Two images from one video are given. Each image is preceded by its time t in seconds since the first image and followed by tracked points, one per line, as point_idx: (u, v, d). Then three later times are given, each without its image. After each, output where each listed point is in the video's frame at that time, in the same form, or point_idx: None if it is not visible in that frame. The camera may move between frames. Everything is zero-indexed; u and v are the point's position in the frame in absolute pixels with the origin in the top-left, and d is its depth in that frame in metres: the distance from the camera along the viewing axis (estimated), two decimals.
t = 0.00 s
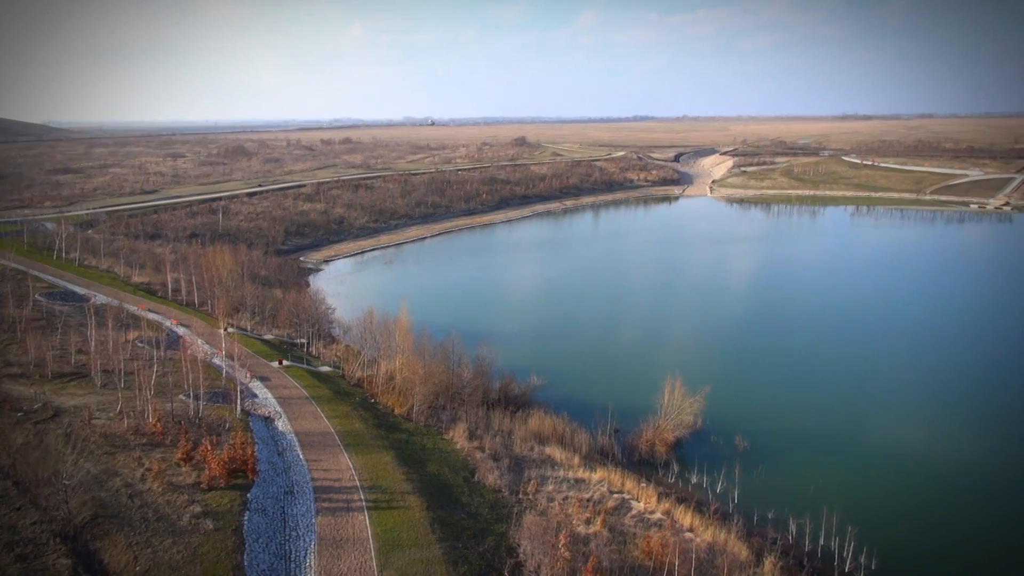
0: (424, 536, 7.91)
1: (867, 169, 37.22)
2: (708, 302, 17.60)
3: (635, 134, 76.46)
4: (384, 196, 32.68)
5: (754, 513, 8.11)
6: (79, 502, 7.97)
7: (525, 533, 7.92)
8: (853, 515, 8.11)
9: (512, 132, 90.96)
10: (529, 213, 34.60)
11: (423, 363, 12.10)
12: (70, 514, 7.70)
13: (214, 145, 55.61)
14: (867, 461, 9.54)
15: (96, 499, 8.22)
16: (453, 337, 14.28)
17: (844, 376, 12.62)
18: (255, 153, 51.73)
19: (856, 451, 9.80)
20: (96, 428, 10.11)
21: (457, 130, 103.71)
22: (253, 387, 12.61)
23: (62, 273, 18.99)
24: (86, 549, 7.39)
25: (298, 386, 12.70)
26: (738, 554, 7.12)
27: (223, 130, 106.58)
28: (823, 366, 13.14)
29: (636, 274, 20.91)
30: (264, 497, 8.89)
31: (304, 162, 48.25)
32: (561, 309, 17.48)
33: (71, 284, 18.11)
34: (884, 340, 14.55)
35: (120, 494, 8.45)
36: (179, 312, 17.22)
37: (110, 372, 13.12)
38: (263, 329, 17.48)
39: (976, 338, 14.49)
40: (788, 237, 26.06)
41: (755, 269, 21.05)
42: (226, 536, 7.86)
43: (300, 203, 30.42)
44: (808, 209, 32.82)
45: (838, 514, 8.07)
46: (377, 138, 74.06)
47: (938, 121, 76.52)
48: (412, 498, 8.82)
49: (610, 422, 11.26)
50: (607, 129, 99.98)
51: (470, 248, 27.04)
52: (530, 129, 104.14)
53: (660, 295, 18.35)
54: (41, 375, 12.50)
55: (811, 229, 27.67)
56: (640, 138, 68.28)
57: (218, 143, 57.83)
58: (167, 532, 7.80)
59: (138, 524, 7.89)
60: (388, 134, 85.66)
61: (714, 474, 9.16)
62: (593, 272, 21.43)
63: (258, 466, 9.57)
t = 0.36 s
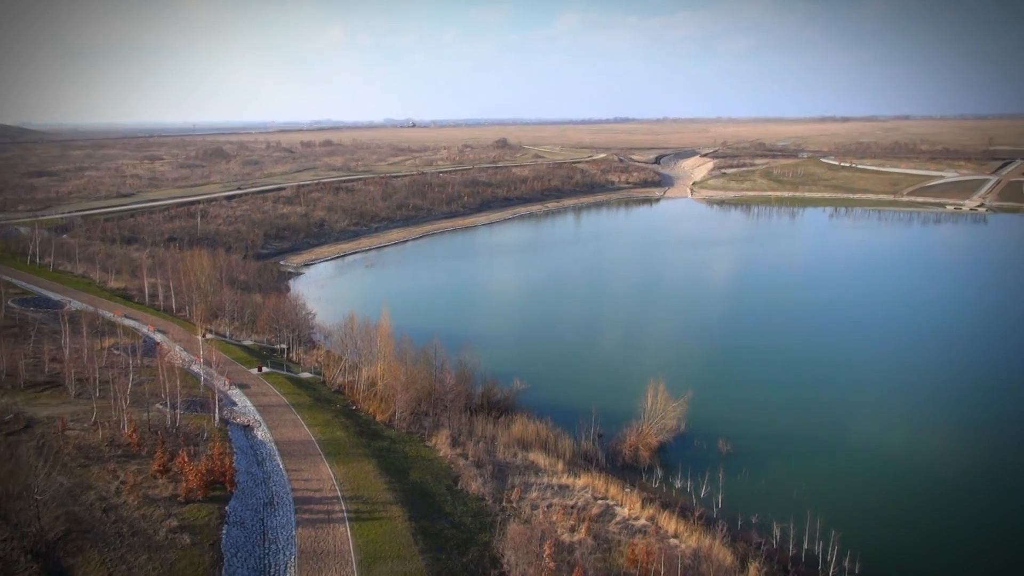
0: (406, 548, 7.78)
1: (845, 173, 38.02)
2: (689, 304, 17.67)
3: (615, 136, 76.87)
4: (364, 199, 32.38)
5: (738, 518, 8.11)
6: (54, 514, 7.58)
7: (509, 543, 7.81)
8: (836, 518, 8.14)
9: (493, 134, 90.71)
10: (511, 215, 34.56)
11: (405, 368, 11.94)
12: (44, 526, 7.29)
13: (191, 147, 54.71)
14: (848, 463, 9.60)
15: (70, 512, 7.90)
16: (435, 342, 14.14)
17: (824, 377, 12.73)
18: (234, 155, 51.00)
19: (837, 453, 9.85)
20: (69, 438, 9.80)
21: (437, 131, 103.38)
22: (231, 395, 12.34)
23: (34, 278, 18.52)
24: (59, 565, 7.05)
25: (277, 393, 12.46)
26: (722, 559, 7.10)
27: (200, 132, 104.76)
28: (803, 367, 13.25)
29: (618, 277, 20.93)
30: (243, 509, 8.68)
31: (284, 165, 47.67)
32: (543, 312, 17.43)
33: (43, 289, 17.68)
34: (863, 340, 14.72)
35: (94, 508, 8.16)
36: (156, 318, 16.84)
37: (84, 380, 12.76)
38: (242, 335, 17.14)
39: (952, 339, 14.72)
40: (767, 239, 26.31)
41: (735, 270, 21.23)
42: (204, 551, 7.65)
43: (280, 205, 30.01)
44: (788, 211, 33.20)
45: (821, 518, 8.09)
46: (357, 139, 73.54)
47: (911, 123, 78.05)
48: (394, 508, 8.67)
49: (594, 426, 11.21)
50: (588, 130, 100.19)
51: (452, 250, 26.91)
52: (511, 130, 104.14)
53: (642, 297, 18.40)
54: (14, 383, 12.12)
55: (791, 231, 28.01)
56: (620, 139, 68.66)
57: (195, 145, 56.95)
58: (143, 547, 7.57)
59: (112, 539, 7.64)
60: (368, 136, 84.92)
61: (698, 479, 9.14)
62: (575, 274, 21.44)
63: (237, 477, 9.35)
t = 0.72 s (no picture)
0: (390, 559, 7.65)
1: (825, 175, 38.51)
2: (672, 306, 17.73)
3: (597, 138, 77.11)
4: (347, 201, 32.07)
5: (724, 522, 8.11)
6: (27, 528, 7.34)
7: (494, 552, 7.73)
8: (820, 521, 8.17)
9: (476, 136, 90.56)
10: (494, 217, 34.47)
11: (388, 374, 11.80)
12: (17, 541, 7.06)
13: (170, 149, 53.80)
14: (831, 465, 9.65)
15: (44, 527, 7.66)
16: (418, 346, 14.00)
17: (806, 378, 12.83)
18: (214, 157, 50.26)
19: (820, 456, 9.90)
20: (43, 450, 9.51)
21: (420, 133, 102.99)
22: (211, 403, 12.08)
23: (8, 283, 18.05)
24: None
25: (258, 400, 12.23)
26: (709, 564, 7.08)
27: (179, 133, 103.18)
28: (786, 369, 13.33)
29: (601, 279, 20.94)
30: (223, 521, 8.50)
31: (264, 167, 47.07)
32: (526, 315, 17.38)
33: (17, 294, 17.23)
34: (843, 341, 14.88)
35: (70, 522, 7.93)
36: (134, 324, 16.46)
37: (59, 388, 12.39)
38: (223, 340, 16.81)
39: (929, 339, 14.96)
40: (748, 240, 26.50)
41: (716, 272, 21.35)
42: (182, 565, 7.46)
43: (260, 208, 29.61)
44: (769, 212, 33.53)
45: (806, 522, 8.11)
46: (339, 141, 72.96)
47: (887, 125, 79.44)
48: (377, 518, 8.54)
49: (578, 430, 11.16)
50: (571, 132, 100.45)
51: (435, 253, 26.77)
52: (493, 132, 104.05)
53: (624, 299, 18.44)
54: None
55: (773, 232, 28.27)
56: (602, 141, 68.92)
57: (173, 147, 56.04)
58: (120, 562, 7.36)
59: (88, 554, 7.41)
60: (350, 137, 84.26)
61: (683, 483, 9.13)
62: (558, 277, 21.42)
63: (216, 488, 9.15)
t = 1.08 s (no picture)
0: (374, 569, 7.54)
1: (806, 176, 38.94)
2: (656, 308, 17.77)
3: (580, 140, 77.29)
4: (330, 204, 31.79)
5: (709, 527, 8.12)
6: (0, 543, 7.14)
7: (480, 560, 7.66)
8: (805, 524, 8.21)
9: (460, 137, 90.13)
10: (479, 219, 34.38)
11: (372, 379, 11.66)
12: None
13: (149, 150, 52.97)
14: (814, 467, 9.70)
15: (20, 541, 7.46)
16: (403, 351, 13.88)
17: (790, 380, 12.91)
18: (195, 158, 49.57)
19: (803, 458, 9.96)
20: (18, 460, 9.27)
21: (403, 134, 102.48)
22: (192, 411, 11.86)
23: None
24: None
25: (240, 407, 12.04)
26: (695, 569, 7.07)
27: (159, 135, 101.53)
28: (769, 371, 13.40)
29: (586, 281, 20.95)
30: (204, 532, 8.33)
31: (246, 169, 46.52)
32: (511, 319, 17.31)
33: None
34: (826, 342, 15.03)
35: (46, 536, 7.72)
36: (114, 330, 16.14)
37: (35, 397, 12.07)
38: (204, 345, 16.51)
39: (909, 339, 15.15)
40: (730, 242, 26.69)
41: (699, 273, 21.46)
42: None
43: (242, 211, 29.25)
44: (751, 213, 33.84)
45: (791, 524, 8.15)
46: (322, 142, 72.41)
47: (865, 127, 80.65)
48: (361, 527, 8.42)
49: (564, 435, 11.12)
50: (555, 133, 100.40)
51: (419, 256, 26.64)
52: (477, 133, 103.93)
53: (609, 301, 18.44)
54: None
55: (755, 233, 28.51)
56: (586, 143, 69.08)
57: (153, 148, 55.18)
58: None
59: (64, 568, 7.22)
60: (333, 139, 83.49)
61: (669, 486, 9.13)
62: (542, 279, 21.40)
63: (198, 498, 8.98)
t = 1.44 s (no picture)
0: None
1: (790, 178, 39.27)
2: (642, 309, 17.83)
3: (566, 141, 77.40)
4: (315, 206, 31.52)
5: (698, 530, 8.13)
6: None
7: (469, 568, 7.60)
8: (793, 527, 8.23)
9: (447, 139, 89.74)
10: (465, 221, 34.28)
11: (358, 384, 11.55)
12: None
13: (132, 152, 52.26)
14: (801, 469, 9.74)
15: None
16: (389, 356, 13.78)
17: (775, 382, 12.97)
18: (178, 161, 48.95)
19: (790, 460, 10.00)
20: None
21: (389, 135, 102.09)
22: (176, 418, 11.66)
23: None
24: None
25: (225, 414, 11.86)
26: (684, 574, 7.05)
27: (142, 137, 100.28)
28: (755, 373, 13.46)
29: (573, 283, 20.93)
30: (188, 544, 8.18)
31: (230, 171, 46.02)
32: (498, 321, 17.25)
33: None
34: (812, 342, 15.15)
35: (26, 550, 7.54)
36: (96, 336, 15.85)
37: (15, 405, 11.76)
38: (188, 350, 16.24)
39: (892, 340, 15.30)
40: (716, 243, 26.81)
41: (686, 275, 21.55)
42: None
43: (227, 214, 28.92)
44: (737, 214, 34.07)
45: (779, 527, 8.17)
46: (307, 144, 71.86)
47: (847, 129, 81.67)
48: (349, 536, 8.32)
49: (553, 438, 11.08)
50: (541, 135, 100.38)
51: (406, 258, 26.51)
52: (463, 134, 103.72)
53: (596, 304, 18.41)
54: None
55: (741, 234, 28.72)
56: (571, 144, 69.17)
57: (135, 150, 54.42)
58: None
59: None
60: (319, 141, 82.79)
61: (658, 490, 9.12)
62: (529, 281, 21.36)
63: (181, 508, 8.83)
